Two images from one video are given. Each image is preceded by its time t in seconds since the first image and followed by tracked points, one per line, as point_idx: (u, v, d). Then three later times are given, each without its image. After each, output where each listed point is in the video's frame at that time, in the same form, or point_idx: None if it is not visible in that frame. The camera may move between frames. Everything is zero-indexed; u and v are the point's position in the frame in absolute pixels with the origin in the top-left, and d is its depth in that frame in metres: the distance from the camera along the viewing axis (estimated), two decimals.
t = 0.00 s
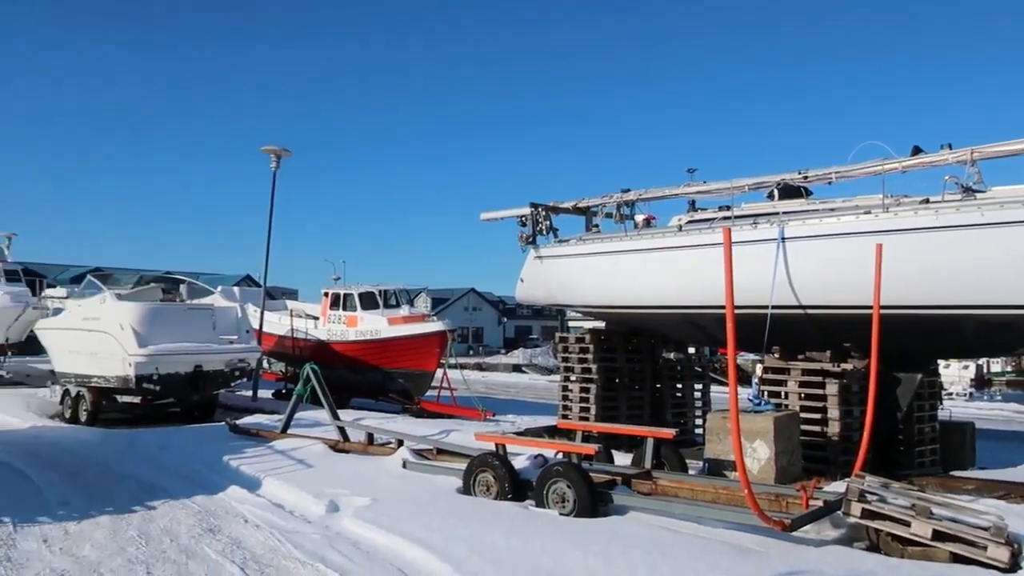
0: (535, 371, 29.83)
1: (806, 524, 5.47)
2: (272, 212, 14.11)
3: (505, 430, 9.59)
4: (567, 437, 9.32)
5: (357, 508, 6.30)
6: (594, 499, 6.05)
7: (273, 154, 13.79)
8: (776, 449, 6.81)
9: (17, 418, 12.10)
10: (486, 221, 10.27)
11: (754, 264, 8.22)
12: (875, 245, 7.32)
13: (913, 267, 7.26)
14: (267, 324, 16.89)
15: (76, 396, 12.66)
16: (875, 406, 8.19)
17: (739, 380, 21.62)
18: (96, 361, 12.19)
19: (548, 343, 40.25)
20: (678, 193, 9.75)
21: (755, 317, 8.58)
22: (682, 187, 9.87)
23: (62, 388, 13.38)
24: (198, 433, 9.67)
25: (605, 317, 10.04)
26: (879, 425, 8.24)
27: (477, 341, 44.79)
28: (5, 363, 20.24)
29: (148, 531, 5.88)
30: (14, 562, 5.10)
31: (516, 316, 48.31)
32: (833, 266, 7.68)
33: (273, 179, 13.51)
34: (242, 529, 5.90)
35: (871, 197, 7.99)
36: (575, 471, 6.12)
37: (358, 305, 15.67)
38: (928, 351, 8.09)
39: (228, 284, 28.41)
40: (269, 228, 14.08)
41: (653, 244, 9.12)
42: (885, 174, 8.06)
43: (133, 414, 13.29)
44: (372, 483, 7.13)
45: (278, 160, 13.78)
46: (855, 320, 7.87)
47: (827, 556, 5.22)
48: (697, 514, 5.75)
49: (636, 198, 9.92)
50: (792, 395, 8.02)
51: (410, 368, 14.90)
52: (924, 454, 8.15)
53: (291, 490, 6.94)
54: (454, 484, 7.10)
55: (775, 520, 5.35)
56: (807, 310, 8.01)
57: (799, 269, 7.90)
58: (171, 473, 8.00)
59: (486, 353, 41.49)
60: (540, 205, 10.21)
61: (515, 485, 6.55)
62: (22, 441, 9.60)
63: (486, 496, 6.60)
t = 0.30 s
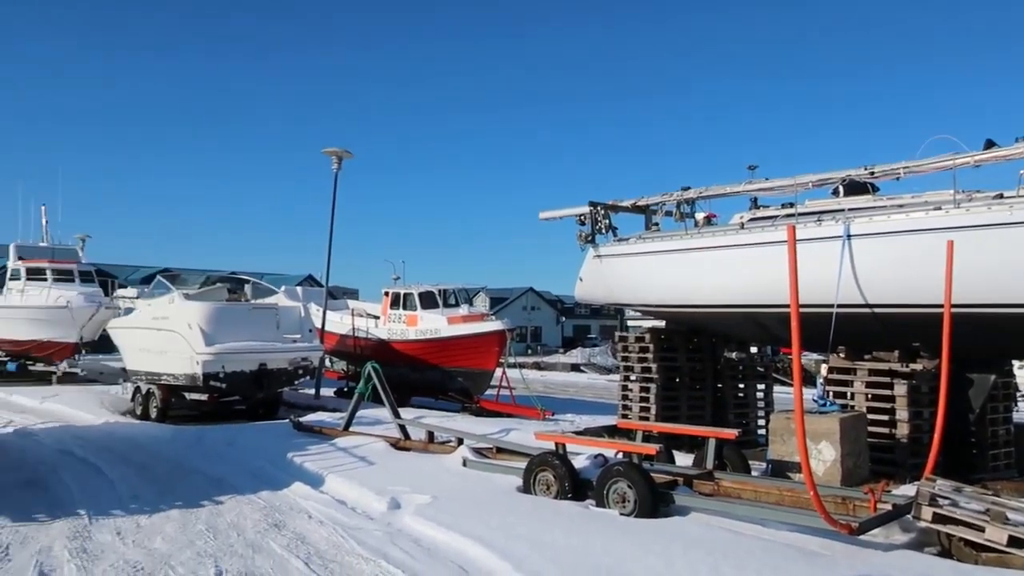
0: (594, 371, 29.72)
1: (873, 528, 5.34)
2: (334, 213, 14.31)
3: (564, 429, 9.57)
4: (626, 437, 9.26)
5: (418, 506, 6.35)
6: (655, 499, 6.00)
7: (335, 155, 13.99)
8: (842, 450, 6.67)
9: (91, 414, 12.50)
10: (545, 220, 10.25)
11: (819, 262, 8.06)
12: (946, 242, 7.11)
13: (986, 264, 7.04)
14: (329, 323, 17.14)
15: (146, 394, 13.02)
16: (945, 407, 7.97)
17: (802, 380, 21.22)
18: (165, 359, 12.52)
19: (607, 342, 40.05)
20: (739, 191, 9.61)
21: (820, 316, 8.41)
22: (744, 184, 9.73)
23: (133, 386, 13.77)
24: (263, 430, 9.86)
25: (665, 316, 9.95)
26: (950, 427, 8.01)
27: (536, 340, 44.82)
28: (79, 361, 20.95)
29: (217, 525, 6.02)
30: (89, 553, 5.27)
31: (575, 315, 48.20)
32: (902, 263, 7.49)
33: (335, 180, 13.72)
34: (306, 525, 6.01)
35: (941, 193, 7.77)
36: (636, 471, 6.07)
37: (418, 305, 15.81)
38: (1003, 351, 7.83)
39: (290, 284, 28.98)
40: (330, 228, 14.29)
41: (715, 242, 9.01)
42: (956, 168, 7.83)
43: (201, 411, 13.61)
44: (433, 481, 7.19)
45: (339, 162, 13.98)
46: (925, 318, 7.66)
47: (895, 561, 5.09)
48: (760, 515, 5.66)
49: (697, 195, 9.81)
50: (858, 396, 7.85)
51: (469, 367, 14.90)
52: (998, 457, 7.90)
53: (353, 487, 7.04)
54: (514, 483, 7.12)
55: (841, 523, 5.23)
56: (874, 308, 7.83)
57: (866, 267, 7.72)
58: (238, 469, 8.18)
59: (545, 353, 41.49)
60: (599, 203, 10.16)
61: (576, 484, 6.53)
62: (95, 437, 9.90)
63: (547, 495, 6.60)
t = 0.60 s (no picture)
0: (654, 369, 29.49)
1: (948, 531, 5.19)
2: (395, 212, 14.46)
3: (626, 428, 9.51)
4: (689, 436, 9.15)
5: (480, 503, 6.38)
6: (720, 499, 5.92)
7: (396, 155, 14.14)
8: (914, 451, 6.49)
9: (162, 410, 12.86)
10: (605, 217, 10.19)
11: (888, 258, 7.86)
12: None
13: None
14: (391, 321, 17.32)
15: (214, 390, 13.33)
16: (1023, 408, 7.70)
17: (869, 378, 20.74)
18: (233, 357, 12.80)
19: (668, 340, 39.70)
20: (804, 186, 9.43)
21: (890, 313, 8.20)
22: (809, 179, 9.53)
23: (202, 382, 14.11)
24: (328, 426, 10.01)
25: (728, 314, 9.82)
26: None
27: (596, 338, 44.66)
28: (151, 358, 21.57)
29: (284, 519, 6.13)
30: (163, 544, 5.42)
31: (635, 313, 47.90)
32: (977, 259, 7.25)
33: (396, 180, 13.87)
34: (370, 520, 6.08)
35: (1018, 185, 7.51)
36: (700, 470, 6.00)
37: (478, 303, 15.89)
38: None
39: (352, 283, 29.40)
40: (392, 227, 14.43)
41: (780, 238, 8.86)
42: None
43: (267, 407, 13.88)
44: (495, 478, 7.21)
45: (400, 162, 14.11)
46: (1001, 316, 7.42)
47: (972, 566, 4.94)
48: (829, 517, 5.55)
49: (760, 191, 9.65)
50: (930, 396, 7.63)
51: (530, 365, 14.91)
52: None
53: (416, 483, 7.10)
54: (576, 481, 7.10)
55: (914, 526, 5.08)
56: (947, 305, 7.60)
57: (938, 263, 7.51)
58: (304, 465, 8.32)
59: (604, 351, 41.31)
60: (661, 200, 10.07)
61: (638, 483, 6.49)
62: (167, 432, 10.17)
63: (609, 494, 6.57)
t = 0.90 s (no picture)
0: (712, 365, 29.17)
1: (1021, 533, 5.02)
2: (451, 210, 14.54)
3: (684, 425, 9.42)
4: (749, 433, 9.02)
5: (538, 499, 6.38)
6: (782, 497, 5.82)
7: (452, 154, 14.21)
8: (985, 450, 6.30)
9: (226, 406, 13.15)
10: (662, 213, 10.09)
11: (956, 251, 7.65)
12: None
13: None
14: (448, 319, 17.43)
15: (275, 387, 13.57)
16: None
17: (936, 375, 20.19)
18: (293, 354, 13.02)
19: (726, 336, 39.20)
20: (867, 178, 9.22)
21: (957, 308, 7.98)
22: (872, 171, 9.32)
23: (263, 379, 14.39)
24: (386, 423, 10.11)
25: (788, 310, 9.66)
26: None
27: (652, 334, 44.35)
28: (215, 356, 22.08)
29: (344, 514, 6.21)
30: (228, 538, 5.54)
31: (692, 309, 47.41)
32: None
33: (452, 178, 13.95)
34: (429, 516, 6.13)
35: None
36: (761, 469, 5.91)
37: (534, 300, 15.86)
38: None
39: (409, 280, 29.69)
40: (448, 225, 14.52)
41: (842, 232, 8.68)
42: None
43: (327, 403, 14.09)
44: (552, 475, 7.21)
45: (455, 160, 14.19)
46: None
47: None
48: (895, 517, 5.42)
49: (821, 184, 9.46)
50: (1001, 393, 7.41)
51: (587, 362, 14.82)
52: None
53: (474, 480, 7.14)
54: (634, 478, 7.05)
55: (985, 527, 4.93)
56: (1018, 299, 7.37)
57: (1009, 255, 7.28)
58: (363, 461, 8.42)
59: (661, 347, 41.00)
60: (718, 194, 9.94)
61: (697, 481, 6.42)
62: (230, 428, 10.39)
63: (668, 492, 6.51)
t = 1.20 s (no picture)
0: (747, 363, 28.93)
1: None
2: (485, 207, 14.57)
3: (719, 423, 9.35)
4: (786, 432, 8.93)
5: (572, 497, 6.37)
6: (819, 496, 5.75)
7: (485, 152, 14.23)
8: None
9: (262, 403, 13.30)
10: (696, 209, 10.02)
11: (998, 246, 7.51)
12: None
13: None
14: (481, 316, 17.48)
15: (310, 384, 13.69)
16: None
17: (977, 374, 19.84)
18: (328, 351, 13.13)
19: (761, 333, 38.84)
20: (906, 172, 9.07)
21: (1000, 304, 7.84)
22: (911, 165, 9.17)
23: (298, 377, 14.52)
24: (420, 420, 10.16)
25: (825, 306, 9.55)
26: None
27: (686, 332, 44.09)
28: (251, 354, 22.33)
29: (380, 510, 6.25)
30: (265, 533, 5.60)
31: (726, 307, 47.03)
32: None
33: (485, 175, 13.97)
34: (463, 513, 6.15)
35: None
36: (798, 466, 5.85)
37: (568, 297, 15.87)
38: None
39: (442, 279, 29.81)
40: (481, 222, 14.56)
41: (881, 227, 8.56)
42: None
43: (361, 400, 14.20)
44: (587, 473, 7.20)
45: (489, 158, 14.21)
46: None
47: None
48: (935, 517, 5.34)
49: (859, 179, 9.33)
50: None
51: (621, 359, 14.77)
52: None
53: (508, 477, 7.14)
54: (669, 477, 7.02)
55: None
56: None
57: None
58: (398, 457, 8.47)
59: (694, 345, 40.73)
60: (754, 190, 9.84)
61: (733, 479, 6.36)
62: (267, 425, 10.51)
63: (703, 490, 6.47)
